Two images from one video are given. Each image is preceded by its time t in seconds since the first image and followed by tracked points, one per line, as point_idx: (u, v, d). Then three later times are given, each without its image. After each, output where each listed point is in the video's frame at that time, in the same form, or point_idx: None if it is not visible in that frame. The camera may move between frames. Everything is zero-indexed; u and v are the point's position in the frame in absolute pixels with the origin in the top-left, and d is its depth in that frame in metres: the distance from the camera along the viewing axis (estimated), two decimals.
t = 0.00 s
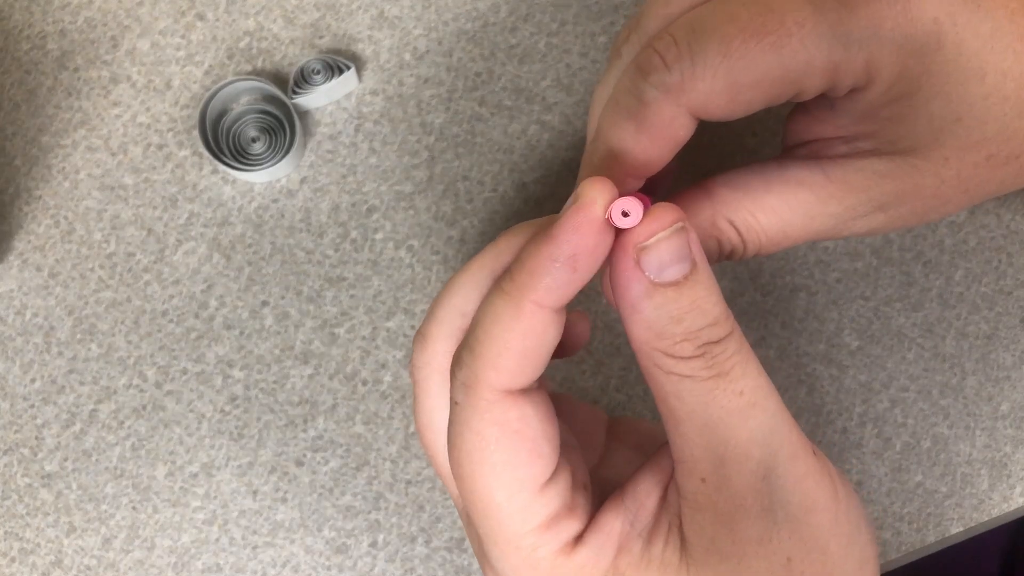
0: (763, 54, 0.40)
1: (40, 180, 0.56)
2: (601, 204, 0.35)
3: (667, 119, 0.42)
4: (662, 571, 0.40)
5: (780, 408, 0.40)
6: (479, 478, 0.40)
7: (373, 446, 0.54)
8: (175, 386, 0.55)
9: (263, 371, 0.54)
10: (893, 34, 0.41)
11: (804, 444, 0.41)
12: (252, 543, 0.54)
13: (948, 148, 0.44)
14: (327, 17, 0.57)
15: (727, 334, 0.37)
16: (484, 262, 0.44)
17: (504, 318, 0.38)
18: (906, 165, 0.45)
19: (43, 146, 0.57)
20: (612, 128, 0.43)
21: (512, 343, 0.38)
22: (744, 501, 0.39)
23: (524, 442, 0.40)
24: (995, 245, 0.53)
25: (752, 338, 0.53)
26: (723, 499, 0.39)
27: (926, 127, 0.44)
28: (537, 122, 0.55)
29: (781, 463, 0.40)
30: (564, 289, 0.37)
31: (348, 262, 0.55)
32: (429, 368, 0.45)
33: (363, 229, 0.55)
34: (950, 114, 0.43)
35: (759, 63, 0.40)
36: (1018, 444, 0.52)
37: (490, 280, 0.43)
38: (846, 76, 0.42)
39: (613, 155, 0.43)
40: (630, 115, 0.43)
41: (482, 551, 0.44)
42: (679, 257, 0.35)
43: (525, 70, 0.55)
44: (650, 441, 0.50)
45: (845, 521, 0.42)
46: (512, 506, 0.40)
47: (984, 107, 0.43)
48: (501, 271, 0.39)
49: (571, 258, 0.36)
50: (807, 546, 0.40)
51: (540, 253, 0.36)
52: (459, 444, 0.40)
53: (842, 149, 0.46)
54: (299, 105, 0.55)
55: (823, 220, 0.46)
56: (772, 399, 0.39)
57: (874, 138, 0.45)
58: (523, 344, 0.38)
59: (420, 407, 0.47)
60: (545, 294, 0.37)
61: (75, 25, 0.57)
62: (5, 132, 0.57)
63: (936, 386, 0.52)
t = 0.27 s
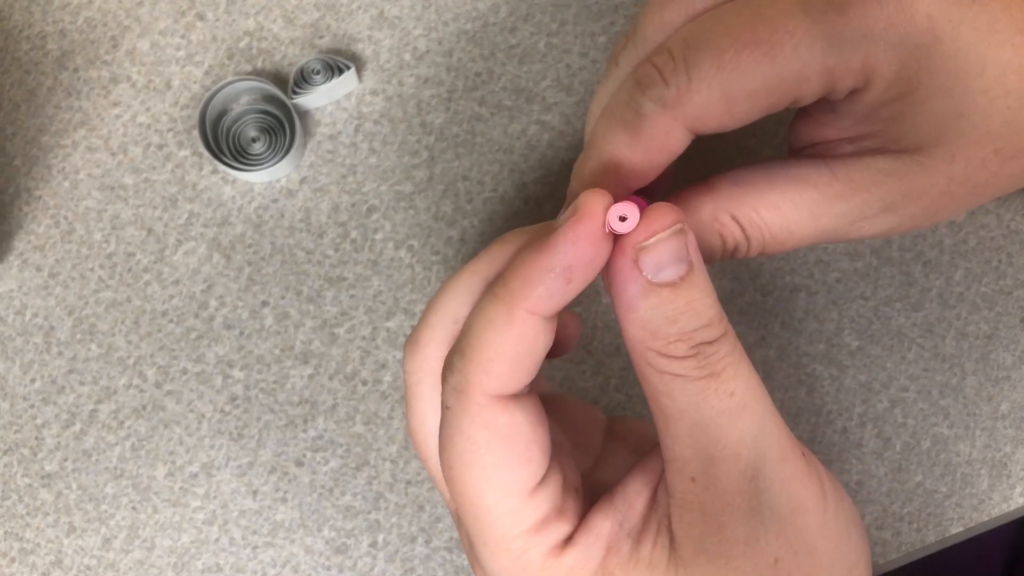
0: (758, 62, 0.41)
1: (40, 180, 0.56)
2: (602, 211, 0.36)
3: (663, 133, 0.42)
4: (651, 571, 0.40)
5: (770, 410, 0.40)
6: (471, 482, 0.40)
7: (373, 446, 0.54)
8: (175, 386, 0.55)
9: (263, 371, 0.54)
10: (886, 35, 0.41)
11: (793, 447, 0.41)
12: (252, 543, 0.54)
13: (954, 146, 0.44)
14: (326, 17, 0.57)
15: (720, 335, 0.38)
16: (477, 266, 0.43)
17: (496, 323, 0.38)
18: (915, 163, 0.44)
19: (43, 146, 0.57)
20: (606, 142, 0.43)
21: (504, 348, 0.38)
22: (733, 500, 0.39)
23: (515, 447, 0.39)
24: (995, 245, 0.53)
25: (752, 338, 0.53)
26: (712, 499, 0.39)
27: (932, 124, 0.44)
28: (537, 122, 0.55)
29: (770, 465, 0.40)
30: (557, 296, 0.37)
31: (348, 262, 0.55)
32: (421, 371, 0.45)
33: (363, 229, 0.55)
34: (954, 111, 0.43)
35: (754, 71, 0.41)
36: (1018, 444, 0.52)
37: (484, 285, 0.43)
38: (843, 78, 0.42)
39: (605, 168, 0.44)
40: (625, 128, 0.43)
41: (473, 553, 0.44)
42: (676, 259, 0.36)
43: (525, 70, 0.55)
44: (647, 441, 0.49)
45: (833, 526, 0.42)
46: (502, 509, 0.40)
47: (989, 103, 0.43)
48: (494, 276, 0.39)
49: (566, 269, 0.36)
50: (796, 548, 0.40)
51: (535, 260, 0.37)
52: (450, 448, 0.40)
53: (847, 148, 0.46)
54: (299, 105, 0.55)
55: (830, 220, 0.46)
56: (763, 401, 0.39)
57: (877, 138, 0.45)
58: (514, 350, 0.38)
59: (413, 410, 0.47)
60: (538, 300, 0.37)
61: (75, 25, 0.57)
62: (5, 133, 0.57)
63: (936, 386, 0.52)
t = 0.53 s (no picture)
0: (763, 88, 0.41)
1: (40, 180, 0.56)
2: (607, 219, 0.36)
3: (668, 159, 0.43)
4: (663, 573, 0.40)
5: (775, 407, 0.40)
6: (478, 495, 0.39)
7: (373, 446, 0.54)
8: (175, 386, 0.55)
9: (263, 371, 0.54)
10: (890, 52, 0.41)
11: (799, 443, 0.41)
12: (252, 543, 0.54)
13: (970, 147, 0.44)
14: (327, 17, 0.57)
15: (727, 335, 0.38)
16: (469, 275, 0.43)
17: (499, 335, 0.37)
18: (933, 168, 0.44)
19: (43, 146, 0.57)
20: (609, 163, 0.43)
21: (507, 359, 0.38)
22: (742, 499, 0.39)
23: (521, 458, 0.39)
24: (995, 245, 0.53)
25: (752, 338, 0.53)
26: (722, 499, 0.39)
27: (946, 128, 0.44)
28: (537, 123, 0.55)
29: (777, 462, 0.40)
30: (559, 304, 0.37)
31: (348, 262, 0.55)
32: (417, 388, 0.45)
33: (363, 229, 0.55)
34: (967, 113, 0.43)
35: (758, 98, 0.41)
36: (1018, 444, 0.52)
37: (477, 295, 0.43)
38: (848, 95, 0.42)
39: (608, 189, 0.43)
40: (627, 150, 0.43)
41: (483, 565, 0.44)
42: (684, 261, 0.36)
43: (525, 70, 0.55)
44: (645, 443, 0.50)
45: (840, 520, 0.42)
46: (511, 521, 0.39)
47: (1002, 102, 0.43)
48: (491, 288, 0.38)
49: (571, 281, 0.36)
50: (805, 544, 0.41)
51: (539, 270, 0.36)
52: (455, 462, 0.39)
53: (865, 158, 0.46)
54: (299, 105, 0.55)
55: (853, 227, 0.45)
56: (769, 400, 0.40)
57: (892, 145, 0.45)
58: (516, 360, 0.38)
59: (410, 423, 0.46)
60: (539, 310, 0.37)
61: (75, 25, 0.58)
62: (5, 133, 0.57)
63: (936, 386, 0.52)
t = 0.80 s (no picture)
0: (767, 82, 0.41)
1: (40, 180, 0.56)
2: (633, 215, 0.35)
3: (672, 151, 0.42)
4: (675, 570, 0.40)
5: (786, 405, 0.40)
6: (497, 495, 0.37)
7: (373, 446, 0.54)
8: (175, 386, 0.55)
9: (263, 372, 0.54)
10: (891, 47, 0.41)
11: (809, 441, 0.41)
12: (252, 543, 0.54)
13: (966, 144, 0.44)
14: (327, 17, 0.57)
15: (739, 331, 0.38)
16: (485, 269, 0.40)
17: (520, 332, 0.36)
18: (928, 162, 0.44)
19: (43, 146, 0.57)
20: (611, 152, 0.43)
21: (530, 357, 0.36)
22: (754, 494, 0.39)
23: (543, 457, 0.37)
24: (995, 245, 0.53)
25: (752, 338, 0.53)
26: (732, 493, 0.39)
27: (943, 124, 0.44)
28: (537, 122, 0.55)
29: (788, 458, 0.40)
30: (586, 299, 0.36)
31: (348, 262, 0.55)
32: (432, 389, 0.41)
33: (363, 229, 0.55)
34: (965, 111, 0.43)
35: (762, 92, 0.41)
36: (1018, 445, 0.52)
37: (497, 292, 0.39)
38: (850, 90, 0.42)
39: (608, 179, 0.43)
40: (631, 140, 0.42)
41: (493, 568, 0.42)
42: (700, 257, 0.36)
43: (525, 70, 0.55)
44: (650, 444, 0.49)
45: (852, 520, 0.42)
46: (529, 520, 0.38)
47: (1001, 101, 0.43)
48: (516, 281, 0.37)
49: (596, 278, 0.36)
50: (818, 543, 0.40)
51: (566, 265, 0.36)
52: (473, 463, 0.37)
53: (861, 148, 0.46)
54: (299, 105, 0.55)
55: (845, 217, 0.45)
56: (779, 397, 0.40)
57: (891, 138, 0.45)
58: (541, 357, 0.36)
59: (421, 427, 0.43)
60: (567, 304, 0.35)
61: (75, 25, 0.58)
62: (5, 133, 0.57)
63: (936, 386, 0.52)
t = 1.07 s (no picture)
0: (783, 81, 0.40)
1: (40, 180, 0.56)
2: (661, 217, 0.34)
3: (685, 149, 0.42)
4: None
5: (805, 416, 0.40)
6: (509, 495, 0.37)
7: (373, 445, 0.54)
8: (175, 386, 0.55)
9: (263, 371, 0.54)
10: (905, 45, 0.41)
11: (829, 456, 0.40)
12: (252, 543, 0.54)
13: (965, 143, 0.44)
14: (327, 17, 0.57)
15: (761, 340, 0.38)
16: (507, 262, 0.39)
17: (543, 330, 0.35)
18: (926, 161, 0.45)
19: (43, 146, 0.57)
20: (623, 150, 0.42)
21: (549, 358, 0.36)
22: (770, 507, 0.38)
23: (558, 458, 0.37)
24: (995, 245, 0.53)
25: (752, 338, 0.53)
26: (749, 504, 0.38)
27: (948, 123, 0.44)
28: (537, 123, 0.55)
29: (806, 472, 0.39)
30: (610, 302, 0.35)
31: (348, 262, 0.55)
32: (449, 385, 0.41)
33: (363, 229, 0.55)
34: (966, 111, 0.43)
35: (778, 92, 0.40)
36: (1018, 444, 0.52)
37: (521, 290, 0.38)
38: (862, 88, 0.41)
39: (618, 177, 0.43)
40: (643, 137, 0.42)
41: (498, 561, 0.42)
42: (723, 263, 0.36)
43: (525, 70, 0.56)
44: (654, 448, 0.49)
45: (867, 539, 0.41)
46: (541, 521, 0.38)
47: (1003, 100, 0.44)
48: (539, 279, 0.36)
49: (623, 282, 0.34)
50: (832, 561, 0.39)
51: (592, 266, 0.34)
52: (486, 462, 0.37)
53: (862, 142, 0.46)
54: (299, 105, 0.55)
55: (844, 213, 0.46)
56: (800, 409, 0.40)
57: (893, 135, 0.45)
58: (560, 358, 0.36)
59: (434, 421, 0.42)
60: (590, 307, 0.35)
61: (75, 25, 0.58)
62: (5, 133, 0.57)
63: (936, 386, 0.52)
